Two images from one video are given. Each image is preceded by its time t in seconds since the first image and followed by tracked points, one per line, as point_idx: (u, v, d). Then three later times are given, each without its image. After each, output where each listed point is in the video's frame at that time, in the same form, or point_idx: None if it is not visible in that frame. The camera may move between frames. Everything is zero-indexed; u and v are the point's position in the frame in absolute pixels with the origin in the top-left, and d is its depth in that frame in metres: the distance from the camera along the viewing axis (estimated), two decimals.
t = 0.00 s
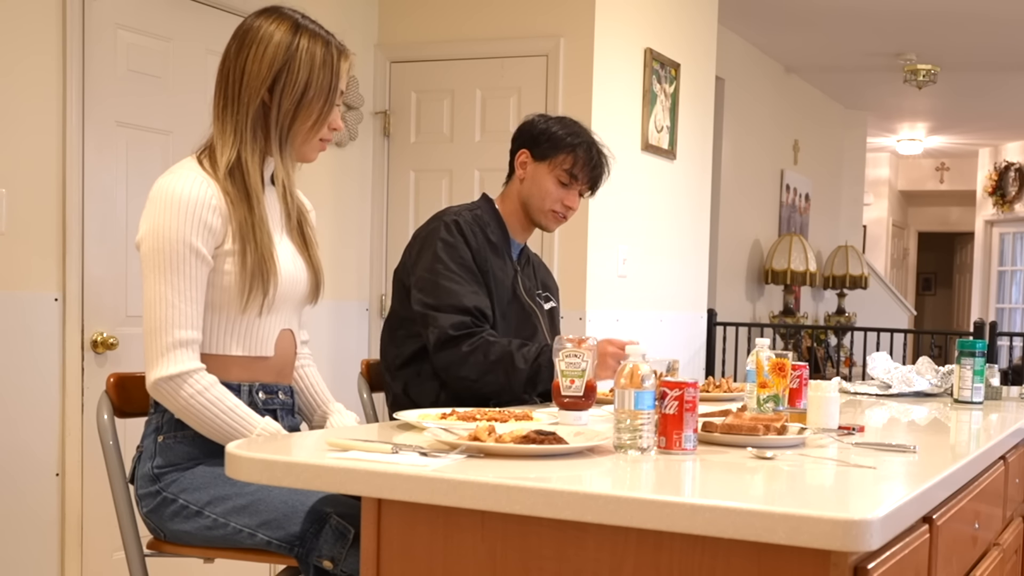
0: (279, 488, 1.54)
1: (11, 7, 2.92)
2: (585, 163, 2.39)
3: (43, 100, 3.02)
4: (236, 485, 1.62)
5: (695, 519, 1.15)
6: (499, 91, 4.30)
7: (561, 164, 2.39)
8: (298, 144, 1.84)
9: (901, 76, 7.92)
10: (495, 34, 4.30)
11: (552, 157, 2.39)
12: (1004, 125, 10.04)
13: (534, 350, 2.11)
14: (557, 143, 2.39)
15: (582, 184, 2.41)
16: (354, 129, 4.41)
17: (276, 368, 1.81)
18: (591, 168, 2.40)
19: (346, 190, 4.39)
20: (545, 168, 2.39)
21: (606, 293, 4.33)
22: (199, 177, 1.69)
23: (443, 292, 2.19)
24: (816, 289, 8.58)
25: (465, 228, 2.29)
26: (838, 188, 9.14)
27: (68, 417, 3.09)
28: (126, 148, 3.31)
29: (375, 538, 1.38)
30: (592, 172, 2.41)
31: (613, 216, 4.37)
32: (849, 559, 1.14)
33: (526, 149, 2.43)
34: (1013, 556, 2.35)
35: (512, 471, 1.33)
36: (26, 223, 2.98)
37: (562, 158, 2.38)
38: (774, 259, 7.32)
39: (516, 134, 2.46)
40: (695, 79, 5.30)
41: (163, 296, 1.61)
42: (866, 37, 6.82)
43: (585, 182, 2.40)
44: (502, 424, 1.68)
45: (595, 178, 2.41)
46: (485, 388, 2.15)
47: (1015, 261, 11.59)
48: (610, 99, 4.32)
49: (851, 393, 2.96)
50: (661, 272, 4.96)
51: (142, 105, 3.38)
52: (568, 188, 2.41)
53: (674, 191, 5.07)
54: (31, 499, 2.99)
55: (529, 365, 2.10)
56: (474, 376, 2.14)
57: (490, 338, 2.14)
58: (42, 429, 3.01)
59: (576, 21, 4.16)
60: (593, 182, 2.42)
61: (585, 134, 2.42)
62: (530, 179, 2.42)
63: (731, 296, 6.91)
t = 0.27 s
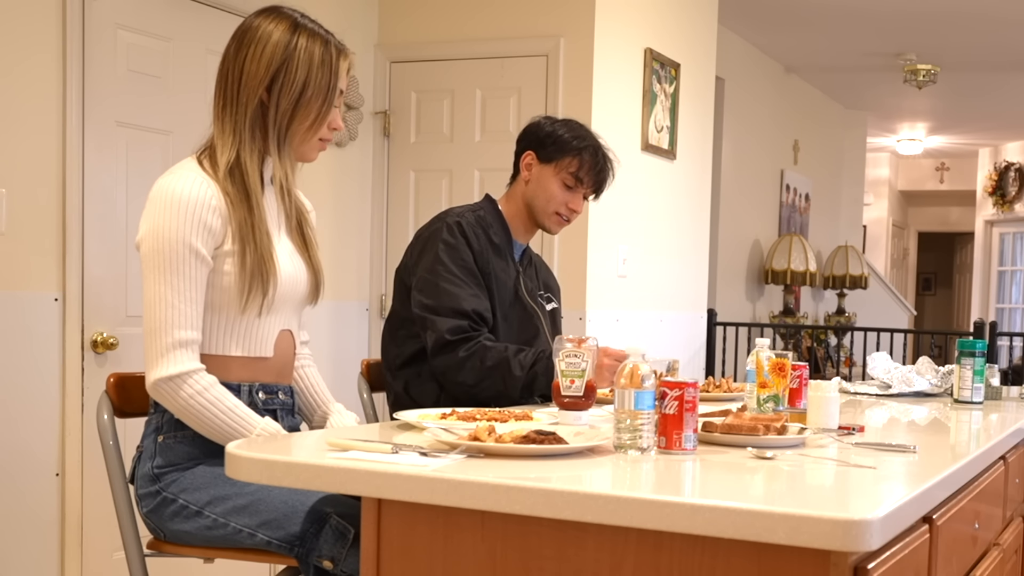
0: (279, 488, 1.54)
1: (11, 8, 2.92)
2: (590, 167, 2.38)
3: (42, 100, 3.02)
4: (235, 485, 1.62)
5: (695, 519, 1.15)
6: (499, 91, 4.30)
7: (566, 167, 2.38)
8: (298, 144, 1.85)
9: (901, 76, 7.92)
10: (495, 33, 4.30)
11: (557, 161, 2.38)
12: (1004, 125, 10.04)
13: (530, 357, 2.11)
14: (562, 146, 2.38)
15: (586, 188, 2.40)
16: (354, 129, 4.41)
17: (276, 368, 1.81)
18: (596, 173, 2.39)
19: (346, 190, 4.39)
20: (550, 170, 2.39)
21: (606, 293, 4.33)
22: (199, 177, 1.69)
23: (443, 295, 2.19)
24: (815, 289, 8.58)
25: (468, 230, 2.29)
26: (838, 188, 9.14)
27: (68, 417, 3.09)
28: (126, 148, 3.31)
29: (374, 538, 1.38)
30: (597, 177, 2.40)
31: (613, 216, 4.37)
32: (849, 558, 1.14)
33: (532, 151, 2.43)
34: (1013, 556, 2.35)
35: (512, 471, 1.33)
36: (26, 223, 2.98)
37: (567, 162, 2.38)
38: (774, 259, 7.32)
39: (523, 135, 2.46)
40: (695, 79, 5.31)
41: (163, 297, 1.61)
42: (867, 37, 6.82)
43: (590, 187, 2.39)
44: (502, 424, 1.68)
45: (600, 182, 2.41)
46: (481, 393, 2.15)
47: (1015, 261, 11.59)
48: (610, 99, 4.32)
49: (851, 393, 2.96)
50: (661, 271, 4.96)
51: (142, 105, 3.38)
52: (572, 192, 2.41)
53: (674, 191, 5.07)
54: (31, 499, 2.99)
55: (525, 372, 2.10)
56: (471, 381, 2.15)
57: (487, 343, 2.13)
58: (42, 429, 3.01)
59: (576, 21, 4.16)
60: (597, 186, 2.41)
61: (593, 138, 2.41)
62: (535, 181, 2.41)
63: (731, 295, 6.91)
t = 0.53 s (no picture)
0: (279, 488, 1.54)
1: (11, 7, 2.92)
2: (591, 169, 2.38)
3: (42, 100, 3.02)
4: (235, 485, 1.62)
5: (695, 519, 1.15)
6: (499, 91, 4.30)
7: (566, 169, 2.38)
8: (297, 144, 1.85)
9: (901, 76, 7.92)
10: (495, 33, 4.30)
11: (558, 161, 2.38)
12: (1005, 125, 10.04)
13: (525, 360, 2.11)
14: (564, 147, 2.38)
15: (586, 189, 2.40)
16: (354, 129, 4.41)
17: (276, 368, 1.81)
18: (596, 174, 2.39)
19: (346, 190, 4.39)
20: (551, 171, 2.39)
21: (606, 293, 4.33)
22: (198, 178, 1.69)
23: (439, 296, 2.19)
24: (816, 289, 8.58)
25: (467, 231, 2.30)
26: (838, 188, 9.14)
27: (68, 417, 3.09)
28: (126, 148, 3.31)
29: (374, 538, 1.38)
30: (598, 178, 2.39)
31: (613, 215, 4.37)
32: (849, 558, 1.14)
33: (534, 151, 2.42)
34: (1013, 556, 2.35)
35: (512, 471, 1.33)
36: (26, 224, 2.98)
37: (568, 163, 2.37)
38: (774, 259, 7.32)
39: (524, 135, 2.45)
40: (695, 79, 5.30)
41: (162, 297, 1.61)
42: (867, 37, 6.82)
43: (590, 188, 2.39)
44: (502, 424, 1.68)
45: (600, 184, 2.40)
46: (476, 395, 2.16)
47: (1015, 261, 11.58)
48: (610, 99, 4.32)
49: (851, 393, 2.96)
50: (662, 271, 4.96)
51: (142, 105, 3.38)
52: (572, 193, 2.41)
53: (674, 191, 5.07)
54: (31, 498, 2.99)
55: (519, 375, 2.10)
56: (467, 382, 2.15)
57: (482, 345, 2.14)
58: (42, 429, 3.01)
59: (576, 21, 4.16)
60: (598, 187, 2.41)
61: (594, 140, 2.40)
62: (536, 181, 2.41)
63: (731, 296, 6.91)
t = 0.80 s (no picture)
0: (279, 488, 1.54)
1: (11, 7, 2.92)
2: (596, 173, 2.37)
3: (42, 99, 3.02)
4: (235, 485, 1.62)
5: (695, 519, 1.15)
6: (499, 91, 4.30)
7: (571, 172, 2.37)
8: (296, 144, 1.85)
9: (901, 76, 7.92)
10: (495, 33, 4.30)
11: (563, 165, 2.37)
12: (1005, 125, 10.04)
13: (522, 357, 2.10)
14: (569, 150, 2.37)
15: (591, 193, 2.39)
16: (354, 129, 4.41)
17: (275, 368, 1.81)
18: (602, 179, 2.38)
19: (346, 190, 4.39)
20: (556, 175, 2.38)
21: (606, 293, 4.33)
22: (197, 178, 1.69)
23: (437, 298, 2.19)
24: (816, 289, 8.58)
25: (467, 233, 2.30)
26: (838, 188, 9.14)
27: (68, 417, 3.09)
28: (126, 148, 3.31)
29: (374, 538, 1.38)
30: (604, 183, 2.39)
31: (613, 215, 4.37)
32: (849, 558, 1.14)
33: (538, 154, 2.41)
34: (1013, 556, 2.35)
35: (512, 471, 1.33)
36: (26, 224, 2.97)
37: (573, 166, 2.37)
38: (774, 259, 7.32)
39: (529, 137, 2.44)
40: (695, 79, 5.30)
41: (162, 297, 1.61)
42: (867, 37, 6.82)
43: (595, 192, 2.38)
44: (502, 424, 1.68)
45: (605, 188, 2.40)
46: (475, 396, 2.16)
47: (1015, 261, 11.58)
48: (610, 99, 4.32)
49: (851, 393, 2.96)
50: (662, 271, 4.96)
51: (142, 105, 3.38)
52: (577, 197, 2.40)
53: (674, 191, 5.07)
54: (31, 498, 2.98)
55: (518, 372, 2.08)
56: (464, 384, 2.15)
57: (479, 346, 2.13)
58: (42, 429, 3.01)
59: (576, 21, 4.16)
60: (603, 192, 2.40)
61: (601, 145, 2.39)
62: (540, 184, 2.41)
63: (731, 295, 6.91)
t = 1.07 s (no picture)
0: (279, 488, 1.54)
1: (11, 7, 2.92)
2: (610, 183, 2.33)
3: (42, 100, 3.02)
4: (235, 485, 1.62)
5: (695, 519, 1.15)
6: (499, 91, 4.30)
7: (585, 181, 2.34)
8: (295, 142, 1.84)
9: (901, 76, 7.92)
10: (495, 33, 4.30)
11: (577, 173, 2.34)
12: (1005, 125, 10.04)
13: (531, 348, 2.10)
14: (584, 158, 2.33)
15: (605, 202, 2.36)
16: (354, 129, 4.41)
17: (275, 368, 1.81)
18: (616, 189, 2.34)
19: (346, 190, 4.39)
20: (570, 182, 2.35)
21: (606, 293, 4.33)
22: (199, 179, 1.69)
23: (445, 303, 2.18)
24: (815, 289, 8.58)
25: (478, 238, 2.29)
26: (838, 188, 9.14)
27: (68, 417, 3.09)
28: (126, 148, 3.31)
29: (374, 538, 1.38)
30: (618, 192, 2.35)
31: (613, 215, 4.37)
32: (849, 559, 1.14)
33: (552, 159, 2.38)
34: (1013, 556, 2.35)
35: (512, 471, 1.33)
36: (26, 225, 2.97)
37: (587, 175, 2.33)
38: (774, 259, 7.32)
39: (544, 140, 2.40)
40: (695, 79, 5.30)
41: (162, 298, 1.61)
42: (867, 37, 6.82)
43: (609, 202, 2.35)
44: (502, 424, 1.68)
45: (620, 197, 2.36)
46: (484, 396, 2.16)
47: (1015, 261, 11.58)
48: (610, 99, 4.32)
49: (851, 393, 2.96)
50: (662, 271, 4.96)
51: (142, 105, 3.38)
52: (590, 206, 2.37)
53: (674, 191, 5.07)
54: (31, 498, 2.98)
55: (528, 365, 2.09)
56: (474, 384, 2.15)
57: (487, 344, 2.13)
58: (42, 429, 3.01)
59: (576, 21, 4.16)
60: (617, 200, 2.36)
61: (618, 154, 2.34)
62: (554, 191, 2.38)
63: (731, 295, 6.91)
